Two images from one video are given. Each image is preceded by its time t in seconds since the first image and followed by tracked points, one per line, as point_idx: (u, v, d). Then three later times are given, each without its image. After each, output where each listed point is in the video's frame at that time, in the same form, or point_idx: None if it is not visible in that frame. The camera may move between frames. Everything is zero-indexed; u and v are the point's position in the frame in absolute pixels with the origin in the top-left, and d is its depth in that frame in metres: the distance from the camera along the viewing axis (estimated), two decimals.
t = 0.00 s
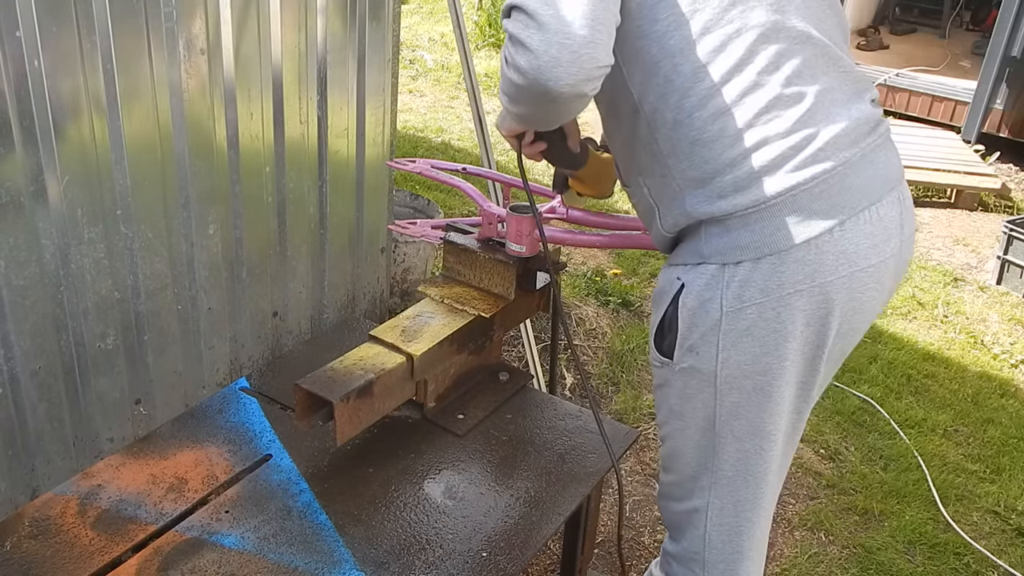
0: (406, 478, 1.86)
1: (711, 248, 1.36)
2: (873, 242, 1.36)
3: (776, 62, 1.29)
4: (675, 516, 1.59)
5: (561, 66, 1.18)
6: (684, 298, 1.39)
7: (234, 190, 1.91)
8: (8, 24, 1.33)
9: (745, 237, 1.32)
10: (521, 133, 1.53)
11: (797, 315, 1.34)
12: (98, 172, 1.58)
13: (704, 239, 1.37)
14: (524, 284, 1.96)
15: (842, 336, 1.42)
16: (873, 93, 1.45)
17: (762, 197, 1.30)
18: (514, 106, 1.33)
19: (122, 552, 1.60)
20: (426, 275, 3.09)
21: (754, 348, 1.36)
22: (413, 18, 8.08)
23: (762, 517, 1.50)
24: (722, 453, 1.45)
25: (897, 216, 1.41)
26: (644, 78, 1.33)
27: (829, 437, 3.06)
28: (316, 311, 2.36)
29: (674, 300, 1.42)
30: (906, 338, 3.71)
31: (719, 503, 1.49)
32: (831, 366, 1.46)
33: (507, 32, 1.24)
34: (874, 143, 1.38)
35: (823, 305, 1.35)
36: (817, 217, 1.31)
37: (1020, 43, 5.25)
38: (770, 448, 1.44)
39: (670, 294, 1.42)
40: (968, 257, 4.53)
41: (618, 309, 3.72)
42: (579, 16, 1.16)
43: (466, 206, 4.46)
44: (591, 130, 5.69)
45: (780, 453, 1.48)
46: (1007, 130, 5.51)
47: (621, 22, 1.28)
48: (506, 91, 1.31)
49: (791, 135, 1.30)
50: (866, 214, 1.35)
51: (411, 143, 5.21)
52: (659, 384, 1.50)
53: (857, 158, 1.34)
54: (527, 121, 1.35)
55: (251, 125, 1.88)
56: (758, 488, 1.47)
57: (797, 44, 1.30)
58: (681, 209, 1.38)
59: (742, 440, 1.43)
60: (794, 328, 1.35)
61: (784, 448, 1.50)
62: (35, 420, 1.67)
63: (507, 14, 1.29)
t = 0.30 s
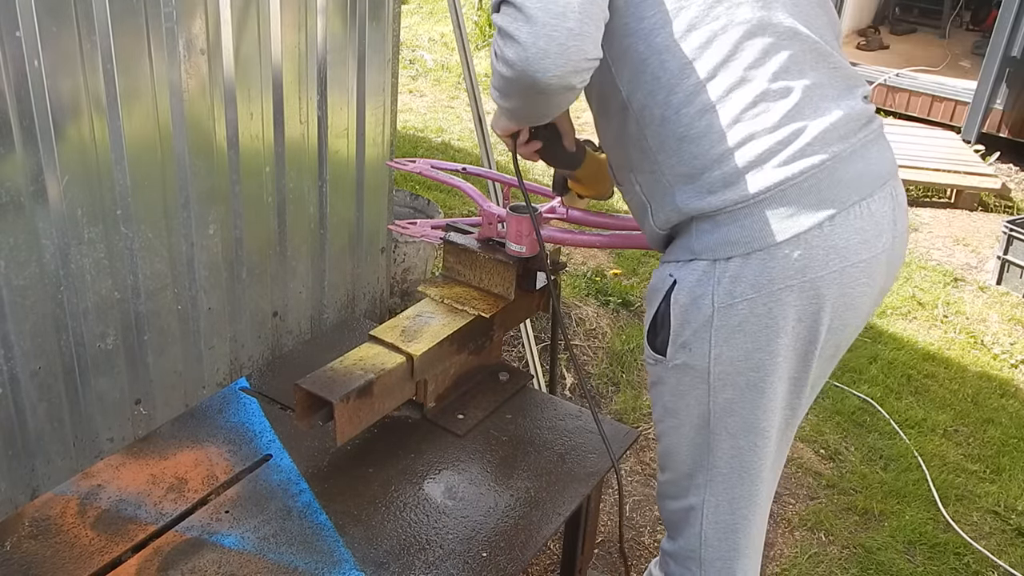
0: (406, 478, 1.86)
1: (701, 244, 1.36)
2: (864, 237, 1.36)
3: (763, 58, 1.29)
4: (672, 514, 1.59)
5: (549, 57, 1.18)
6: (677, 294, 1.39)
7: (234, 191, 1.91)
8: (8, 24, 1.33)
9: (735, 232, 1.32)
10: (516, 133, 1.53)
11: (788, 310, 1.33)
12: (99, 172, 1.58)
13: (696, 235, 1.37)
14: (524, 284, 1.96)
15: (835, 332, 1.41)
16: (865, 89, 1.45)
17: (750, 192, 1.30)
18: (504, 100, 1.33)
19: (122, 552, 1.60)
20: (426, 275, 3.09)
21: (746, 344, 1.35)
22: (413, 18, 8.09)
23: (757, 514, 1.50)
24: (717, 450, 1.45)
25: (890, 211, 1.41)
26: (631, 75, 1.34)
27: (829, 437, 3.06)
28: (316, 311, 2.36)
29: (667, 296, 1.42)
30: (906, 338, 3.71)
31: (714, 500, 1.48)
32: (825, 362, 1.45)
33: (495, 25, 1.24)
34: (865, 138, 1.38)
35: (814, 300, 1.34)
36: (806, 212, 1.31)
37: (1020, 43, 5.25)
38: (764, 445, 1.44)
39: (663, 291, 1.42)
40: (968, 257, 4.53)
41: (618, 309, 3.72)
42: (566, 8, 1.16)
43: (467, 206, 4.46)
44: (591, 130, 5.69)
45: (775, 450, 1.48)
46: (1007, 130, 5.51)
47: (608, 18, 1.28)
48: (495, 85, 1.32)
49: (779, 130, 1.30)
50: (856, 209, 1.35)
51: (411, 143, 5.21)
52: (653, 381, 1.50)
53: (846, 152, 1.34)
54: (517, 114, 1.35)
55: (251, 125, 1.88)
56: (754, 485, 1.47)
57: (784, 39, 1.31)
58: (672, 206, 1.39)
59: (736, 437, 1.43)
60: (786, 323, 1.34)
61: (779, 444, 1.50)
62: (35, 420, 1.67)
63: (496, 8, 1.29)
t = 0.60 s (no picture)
0: (406, 479, 1.86)
1: (697, 238, 1.37)
2: (859, 232, 1.36)
3: (757, 53, 1.29)
4: (671, 512, 1.59)
5: (551, 39, 1.18)
6: (672, 289, 1.39)
7: (234, 191, 1.91)
8: (8, 24, 1.33)
9: (729, 226, 1.32)
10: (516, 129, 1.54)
11: (783, 304, 1.33)
12: (99, 172, 1.58)
13: (691, 230, 1.38)
14: (524, 285, 1.95)
15: (831, 328, 1.41)
16: (859, 86, 1.45)
17: (744, 185, 1.30)
18: (505, 87, 1.33)
19: (122, 552, 1.60)
20: (426, 275, 3.10)
21: (742, 339, 1.35)
22: (413, 18, 8.09)
23: (755, 511, 1.50)
24: (714, 446, 1.45)
25: (885, 206, 1.41)
26: (627, 71, 1.34)
27: (829, 437, 3.07)
28: (316, 312, 2.36)
29: (663, 292, 1.42)
30: (906, 338, 3.71)
31: (712, 497, 1.48)
32: (822, 358, 1.45)
33: (497, 10, 1.24)
34: (861, 133, 1.38)
35: (810, 295, 1.34)
36: (800, 205, 1.31)
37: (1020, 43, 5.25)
38: (762, 441, 1.44)
39: (659, 287, 1.43)
40: (968, 257, 4.53)
41: (618, 309, 3.72)
42: None
43: (467, 206, 4.46)
44: (591, 130, 5.69)
45: (772, 447, 1.47)
46: (1007, 130, 5.51)
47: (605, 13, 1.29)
48: (497, 72, 1.31)
49: (773, 123, 1.30)
50: (851, 203, 1.35)
51: (411, 144, 5.21)
52: (651, 378, 1.50)
53: (841, 147, 1.34)
54: (519, 101, 1.35)
55: (251, 125, 1.88)
56: (751, 482, 1.46)
57: (778, 35, 1.31)
58: (667, 200, 1.39)
59: (734, 433, 1.43)
60: (781, 318, 1.34)
61: (777, 442, 1.50)
62: (35, 420, 1.67)
63: None
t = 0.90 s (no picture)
0: (406, 479, 1.86)
1: (698, 237, 1.37)
2: (859, 231, 1.36)
3: (758, 52, 1.29)
4: (672, 512, 1.59)
5: (554, 35, 1.18)
6: (674, 289, 1.39)
7: (234, 191, 1.91)
8: (8, 24, 1.33)
9: (730, 225, 1.32)
10: (516, 129, 1.55)
11: (784, 304, 1.33)
12: (98, 172, 1.58)
13: (692, 229, 1.38)
14: (524, 285, 1.95)
15: (831, 327, 1.41)
16: (859, 87, 1.45)
17: (745, 184, 1.30)
18: (507, 85, 1.32)
19: (122, 553, 1.60)
20: (426, 275, 3.10)
21: (743, 338, 1.35)
22: (413, 18, 8.10)
23: (757, 510, 1.50)
24: (715, 445, 1.45)
25: (886, 206, 1.41)
26: (628, 70, 1.34)
27: (829, 437, 3.07)
28: (316, 312, 2.36)
29: (663, 291, 1.42)
30: (906, 338, 3.71)
31: (712, 496, 1.48)
32: (822, 356, 1.45)
33: (498, 7, 1.24)
34: (861, 133, 1.38)
35: (812, 294, 1.34)
36: (801, 203, 1.31)
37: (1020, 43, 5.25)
38: (763, 440, 1.44)
39: (660, 286, 1.42)
40: (968, 257, 4.53)
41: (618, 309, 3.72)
42: None
43: (466, 206, 4.46)
44: (591, 130, 5.70)
45: (773, 446, 1.48)
46: (1007, 130, 5.51)
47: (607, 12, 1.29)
48: (499, 69, 1.31)
49: (774, 122, 1.30)
50: (851, 202, 1.35)
51: (411, 144, 5.22)
52: (652, 377, 1.50)
53: (841, 146, 1.34)
54: (520, 99, 1.34)
55: (251, 125, 1.88)
56: (752, 481, 1.47)
57: (778, 35, 1.31)
58: (668, 199, 1.39)
59: (735, 432, 1.43)
60: (782, 317, 1.34)
61: (778, 440, 1.50)
62: (35, 420, 1.67)
63: None
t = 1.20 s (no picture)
0: (406, 479, 1.86)
1: (700, 238, 1.37)
2: (862, 232, 1.36)
3: (763, 54, 1.29)
4: (673, 512, 1.59)
5: (558, 37, 1.18)
6: (676, 290, 1.39)
7: (234, 191, 1.91)
8: (8, 24, 1.33)
9: (733, 227, 1.33)
10: (514, 129, 1.55)
11: (787, 305, 1.33)
12: (99, 172, 1.58)
13: (694, 230, 1.38)
14: (524, 285, 1.95)
15: (833, 329, 1.40)
16: (862, 88, 1.45)
17: (748, 186, 1.30)
18: (509, 86, 1.32)
19: (122, 553, 1.60)
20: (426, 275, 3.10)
21: (745, 339, 1.35)
22: (413, 18, 8.11)
23: (758, 511, 1.50)
24: (716, 446, 1.45)
25: (888, 207, 1.41)
26: (632, 71, 1.34)
27: (829, 437, 3.07)
28: (316, 312, 2.36)
29: (665, 292, 1.42)
30: (906, 338, 3.71)
31: (714, 496, 1.48)
32: (825, 357, 1.44)
33: (502, 7, 1.24)
34: (863, 134, 1.38)
35: (815, 296, 1.34)
36: (804, 205, 1.31)
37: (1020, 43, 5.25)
38: (764, 441, 1.44)
39: (662, 287, 1.42)
40: (968, 257, 4.53)
41: (618, 309, 3.72)
42: None
43: (466, 205, 4.46)
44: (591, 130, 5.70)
45: (774, 447, 1.47)
46: (1008, 130, 5.51)
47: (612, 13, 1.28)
48: (501, 69, 1.31)
49: (778, 125, 1.30)
50: (854, 203, 1.35)
51: (411, 144, 5.22)
52: (653, 378, 1.50)
53: (844, 148, 1.34)
54: (520, 99, 1.34)
55: (251, 126, 1.88)
56: (754, 482, 1.47)
57: (783, 37, 1.31)
58: (671, 200, 1.39)
59: (737, 433, 1.43)
60: (785, 319, 1.34)
61: (780, 441, 1.50)
62: (35, 420, 1.67)
63: None
